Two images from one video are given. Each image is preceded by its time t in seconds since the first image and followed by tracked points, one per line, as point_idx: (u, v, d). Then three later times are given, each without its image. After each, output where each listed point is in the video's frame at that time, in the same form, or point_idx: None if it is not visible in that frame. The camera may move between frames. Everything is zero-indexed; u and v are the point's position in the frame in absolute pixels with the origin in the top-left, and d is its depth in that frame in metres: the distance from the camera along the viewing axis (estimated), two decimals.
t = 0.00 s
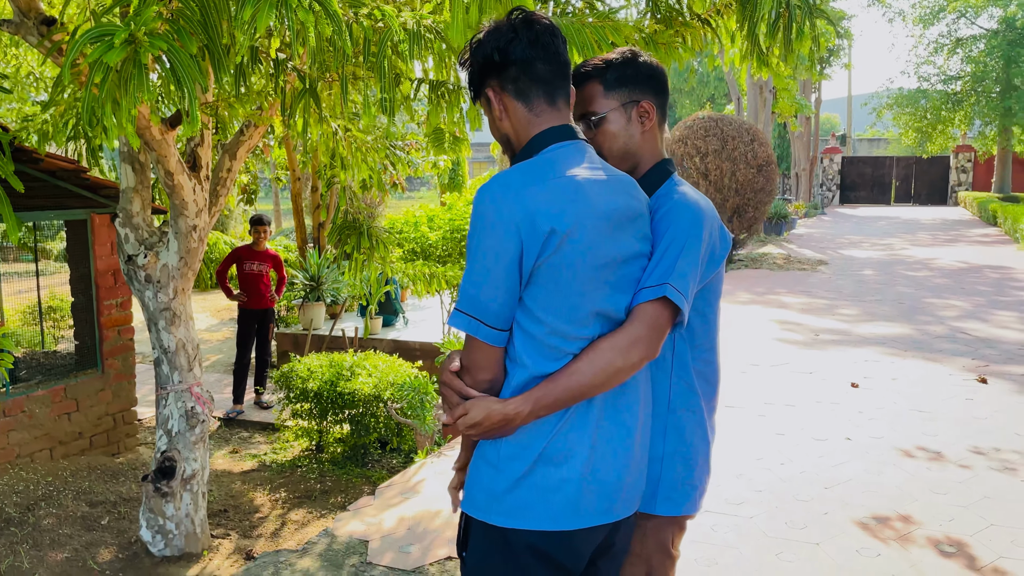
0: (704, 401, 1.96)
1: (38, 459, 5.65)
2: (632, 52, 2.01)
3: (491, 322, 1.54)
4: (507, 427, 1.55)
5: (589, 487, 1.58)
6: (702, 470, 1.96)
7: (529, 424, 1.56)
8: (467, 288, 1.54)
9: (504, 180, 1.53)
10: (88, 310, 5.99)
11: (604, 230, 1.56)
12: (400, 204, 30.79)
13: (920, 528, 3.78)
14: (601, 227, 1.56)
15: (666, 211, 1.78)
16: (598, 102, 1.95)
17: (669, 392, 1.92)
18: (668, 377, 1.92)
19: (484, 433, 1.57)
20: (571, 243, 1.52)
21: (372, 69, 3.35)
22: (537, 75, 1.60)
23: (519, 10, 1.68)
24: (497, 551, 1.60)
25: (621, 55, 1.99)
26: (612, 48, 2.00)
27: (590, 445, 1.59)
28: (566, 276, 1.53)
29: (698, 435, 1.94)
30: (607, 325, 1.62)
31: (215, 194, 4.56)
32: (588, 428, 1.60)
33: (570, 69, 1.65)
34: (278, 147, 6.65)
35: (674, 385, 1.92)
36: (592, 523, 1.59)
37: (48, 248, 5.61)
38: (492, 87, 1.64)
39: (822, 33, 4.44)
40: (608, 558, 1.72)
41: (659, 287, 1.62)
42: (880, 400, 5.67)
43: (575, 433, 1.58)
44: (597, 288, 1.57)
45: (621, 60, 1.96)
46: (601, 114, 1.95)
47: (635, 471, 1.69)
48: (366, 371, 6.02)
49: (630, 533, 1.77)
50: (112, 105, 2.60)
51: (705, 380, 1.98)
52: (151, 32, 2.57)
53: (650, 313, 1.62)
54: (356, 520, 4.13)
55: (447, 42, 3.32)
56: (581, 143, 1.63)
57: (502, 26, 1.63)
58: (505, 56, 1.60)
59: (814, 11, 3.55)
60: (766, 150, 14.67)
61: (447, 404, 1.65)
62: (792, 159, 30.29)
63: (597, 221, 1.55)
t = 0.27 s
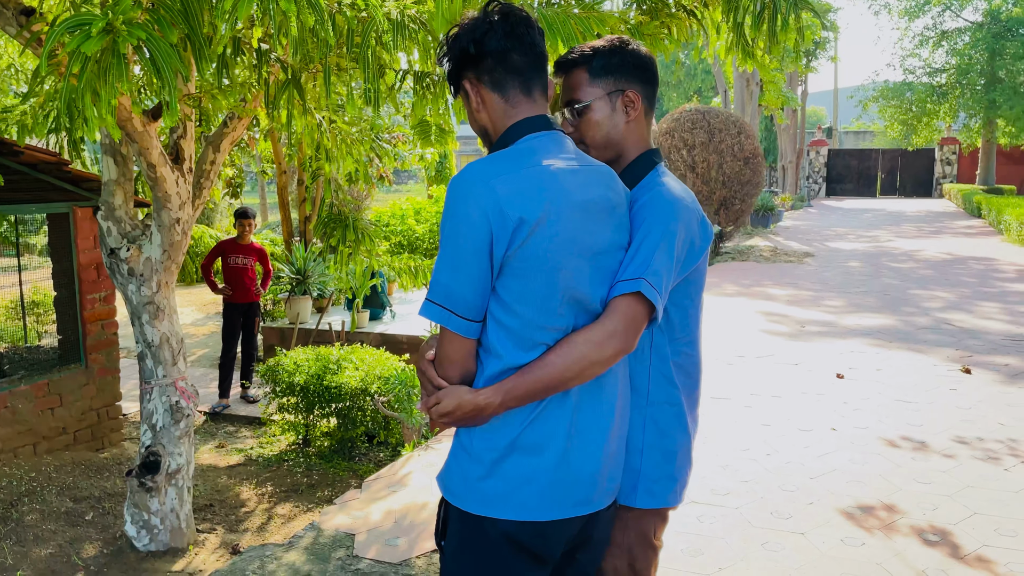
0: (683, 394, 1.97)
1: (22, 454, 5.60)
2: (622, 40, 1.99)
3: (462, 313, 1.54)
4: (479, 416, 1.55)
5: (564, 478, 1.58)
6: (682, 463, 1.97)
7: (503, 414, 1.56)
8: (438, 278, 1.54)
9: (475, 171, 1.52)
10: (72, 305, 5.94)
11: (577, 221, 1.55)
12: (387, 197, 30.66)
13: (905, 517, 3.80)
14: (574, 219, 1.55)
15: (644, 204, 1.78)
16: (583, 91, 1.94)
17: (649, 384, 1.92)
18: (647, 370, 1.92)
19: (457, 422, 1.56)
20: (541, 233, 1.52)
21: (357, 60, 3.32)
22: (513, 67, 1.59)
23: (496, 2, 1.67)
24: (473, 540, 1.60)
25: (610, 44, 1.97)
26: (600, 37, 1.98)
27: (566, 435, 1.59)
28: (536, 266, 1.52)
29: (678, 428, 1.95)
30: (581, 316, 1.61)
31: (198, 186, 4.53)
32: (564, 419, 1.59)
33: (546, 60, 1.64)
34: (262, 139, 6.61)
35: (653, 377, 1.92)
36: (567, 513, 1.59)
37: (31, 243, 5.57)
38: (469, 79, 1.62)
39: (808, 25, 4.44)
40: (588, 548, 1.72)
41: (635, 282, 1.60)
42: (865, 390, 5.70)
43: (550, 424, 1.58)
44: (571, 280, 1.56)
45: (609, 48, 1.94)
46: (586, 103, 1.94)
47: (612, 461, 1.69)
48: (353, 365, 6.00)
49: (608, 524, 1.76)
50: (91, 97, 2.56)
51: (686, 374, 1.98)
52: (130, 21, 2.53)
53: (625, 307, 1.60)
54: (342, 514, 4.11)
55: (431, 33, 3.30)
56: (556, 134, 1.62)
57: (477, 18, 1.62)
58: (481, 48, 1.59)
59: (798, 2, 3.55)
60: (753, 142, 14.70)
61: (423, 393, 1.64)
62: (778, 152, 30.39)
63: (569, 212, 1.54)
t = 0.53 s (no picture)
0: (669, 388, 1.97)
1: (10, 452, 5.58)
2: (613, 33, 1.97)
3: (439, 310, 1.53)
4: (458, 409, 1.55)
5: (544, 471, 1.57)
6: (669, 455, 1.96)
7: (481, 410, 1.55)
8: (415, 275, 1.53)
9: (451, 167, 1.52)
10: (60, 302, 5.92)
11: (555, 217, 1.54)
12: (380, 192, 30.58)
13: (893, 510, 3.82)
14: (552, 215, 1.54)
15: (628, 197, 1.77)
16: (572, 85, 1.93)
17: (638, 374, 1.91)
18: (633, 364, 1.91)
19: (440, 416, 1.56)
20: (518, 230, 1.51)
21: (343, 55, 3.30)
22: (492, 62, 1.58)
23: None
24: (454, 532, 1.60)
25: (600, 37, 1.96)
26: (591, 30, 1.97)
27: (546, 430, 1.58)
28: (514, 261, 1.52)
29: (664, 422, 1.95)
30: (561, 312, 1.59)
31: (186, 182, 4.51)
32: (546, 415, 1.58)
33: (527, 54, 1.63)
34: (251, 135, 6.59)
35: (637, 371, 1.92)
36: (548, 506, 1.59)
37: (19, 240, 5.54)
38: (450, 76, 1.62)
39: (797, 19, 4.44)
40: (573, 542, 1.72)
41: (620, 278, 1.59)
42: (855, 384, 5.72)
43: (530, 419, 1.57)
44: (550, 276, 1.55)
45: (599, 41, 1.93)
46: (575, 96, 1.93)
47: (592, 452, 1.69)
48: (343, 361, 6.00)
49: (593, 518, 1.75)
50: (74, 94, 2.53)
51: (672, 367, 1.98)
52: (111, 17, 2.50)
53: (610, 306, 1.59)
54: (332, 510, 4.11)
55: (417, 26, 3.28)
56: (540, 129, 1.61)
57: (456, 16, 1.62)
58: (460, 45, 1.58)
59: None
60: (744, 137, 14.71)
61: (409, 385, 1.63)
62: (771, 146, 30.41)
63: (546, 208, 1.53)
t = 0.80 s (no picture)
0: (680, 381, 1.96)
1: (10, 451, 5.59)
2: (619, 30, 1.97)
3: (435, 304, 1.54)
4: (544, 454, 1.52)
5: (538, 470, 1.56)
6: (676, 446, 1.97)
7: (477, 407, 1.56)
8: (412, 270, 1.54)
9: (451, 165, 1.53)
10: (60, 300, 5.93)
11: (552, 217, 1.53)
12: (378, 190, 30.57)
13: (892, 506, 3.83)
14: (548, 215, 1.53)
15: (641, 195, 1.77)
16: (580, 80, 1.92)
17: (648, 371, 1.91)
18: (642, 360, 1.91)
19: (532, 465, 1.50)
20: (515, 227, 1.51)
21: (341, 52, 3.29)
22: (498, 58, 1.58)
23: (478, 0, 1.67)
24: (452, 527, 1.61)
25: (607, 33, 1.96)
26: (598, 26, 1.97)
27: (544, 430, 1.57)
28: (510, 258, 1.51)
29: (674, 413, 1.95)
30: (562, 315, 1.57)
31: (185, 181, 4.51)
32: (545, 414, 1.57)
33: (534, 50, 1.63)
34: (250, 134, 6.59)
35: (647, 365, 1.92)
36: (543, 502, 1.58)
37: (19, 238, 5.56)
38: (457, 74, 1.62)
39: (795, 16, 4.45)
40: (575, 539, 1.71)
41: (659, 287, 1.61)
42: (854, 380, 5.72)
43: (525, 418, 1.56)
44: (547, 276, 1.53)
45: (607, 37, 1.93)
46: (583, 92, 1.92)
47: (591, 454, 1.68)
48: (343, 359, 6.00)
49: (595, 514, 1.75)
50: (72, 91, 2.53)
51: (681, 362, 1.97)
52: (110, 15, 2.50)
53: (660, 315, 1.61)
54: (333, 508, 4.11)
55: (415, 23, 3.27)
56: (547, 128, 1.61)
57: (461, 15, 1.62)
58: (466, 43, 1.58)
59: None
60: (743, 133, 14.70)
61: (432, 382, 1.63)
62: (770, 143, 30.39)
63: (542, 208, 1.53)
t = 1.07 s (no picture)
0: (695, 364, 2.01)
1: (16, 451, 5.60)
2: (629, 32, 1.98)
3: (435, 294, 1.58)
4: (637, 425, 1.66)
5: (528, 474, 1.54)
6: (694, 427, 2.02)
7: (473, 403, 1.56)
8: (416, 261, 1.58)
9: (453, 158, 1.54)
10: (64, 301, 5.94)
11: (547, 217, 1.50)
12: (382, 190, 30.56)
13: (898, 507, 3.82)
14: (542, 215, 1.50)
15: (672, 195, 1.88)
16: (597, 81, 1.91)
17: (663, 357, 1.93)
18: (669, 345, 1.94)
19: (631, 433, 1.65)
20: (506, 224, 1.49)
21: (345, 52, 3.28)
22: (518, 57, 1.57)
23: None
24: (449, 525, 1.60)
25: (620, 35, 1.96)
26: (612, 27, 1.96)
27: (537, 434, 1.54)
28: (501, 256, 1.50)
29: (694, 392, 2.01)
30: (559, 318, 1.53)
31: (189, 181, 4.52)
32: (540, 418, 1.54)
33: (558, 47, 1.61)
34: (254, 134, 6.59)
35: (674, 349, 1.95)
36: (535, 507, 1.56)
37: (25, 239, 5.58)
38: (481, 70, 1.62)
39: (801, 16, 4.44)
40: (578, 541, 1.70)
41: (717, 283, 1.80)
42: (860, 380, 5.71)
43: (517, 421, 1.54)
44: (540, 278, 1.50)
45: (621, 40, 1.92)
46: (600, 93, 1.92)
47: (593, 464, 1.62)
48: (347, 359, 6.00)
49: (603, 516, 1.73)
50: (78, 91, 2.53)
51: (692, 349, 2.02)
52: (116, 16, 2.49)
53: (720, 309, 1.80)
54: (337, 508, 4.11)
55: (420, 23, 3.26)
56: (555, 126, 1.58)
57: (486, 12, 1.62)
58: (489, 40, 1.58)
59: None
60: (748, 133, 14.67)
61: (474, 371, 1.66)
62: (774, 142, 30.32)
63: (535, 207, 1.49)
